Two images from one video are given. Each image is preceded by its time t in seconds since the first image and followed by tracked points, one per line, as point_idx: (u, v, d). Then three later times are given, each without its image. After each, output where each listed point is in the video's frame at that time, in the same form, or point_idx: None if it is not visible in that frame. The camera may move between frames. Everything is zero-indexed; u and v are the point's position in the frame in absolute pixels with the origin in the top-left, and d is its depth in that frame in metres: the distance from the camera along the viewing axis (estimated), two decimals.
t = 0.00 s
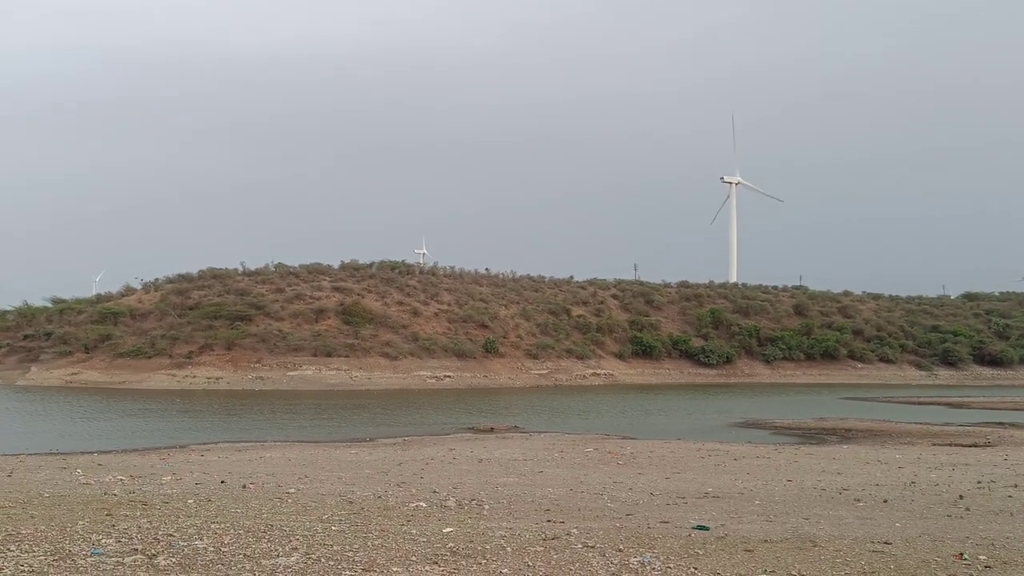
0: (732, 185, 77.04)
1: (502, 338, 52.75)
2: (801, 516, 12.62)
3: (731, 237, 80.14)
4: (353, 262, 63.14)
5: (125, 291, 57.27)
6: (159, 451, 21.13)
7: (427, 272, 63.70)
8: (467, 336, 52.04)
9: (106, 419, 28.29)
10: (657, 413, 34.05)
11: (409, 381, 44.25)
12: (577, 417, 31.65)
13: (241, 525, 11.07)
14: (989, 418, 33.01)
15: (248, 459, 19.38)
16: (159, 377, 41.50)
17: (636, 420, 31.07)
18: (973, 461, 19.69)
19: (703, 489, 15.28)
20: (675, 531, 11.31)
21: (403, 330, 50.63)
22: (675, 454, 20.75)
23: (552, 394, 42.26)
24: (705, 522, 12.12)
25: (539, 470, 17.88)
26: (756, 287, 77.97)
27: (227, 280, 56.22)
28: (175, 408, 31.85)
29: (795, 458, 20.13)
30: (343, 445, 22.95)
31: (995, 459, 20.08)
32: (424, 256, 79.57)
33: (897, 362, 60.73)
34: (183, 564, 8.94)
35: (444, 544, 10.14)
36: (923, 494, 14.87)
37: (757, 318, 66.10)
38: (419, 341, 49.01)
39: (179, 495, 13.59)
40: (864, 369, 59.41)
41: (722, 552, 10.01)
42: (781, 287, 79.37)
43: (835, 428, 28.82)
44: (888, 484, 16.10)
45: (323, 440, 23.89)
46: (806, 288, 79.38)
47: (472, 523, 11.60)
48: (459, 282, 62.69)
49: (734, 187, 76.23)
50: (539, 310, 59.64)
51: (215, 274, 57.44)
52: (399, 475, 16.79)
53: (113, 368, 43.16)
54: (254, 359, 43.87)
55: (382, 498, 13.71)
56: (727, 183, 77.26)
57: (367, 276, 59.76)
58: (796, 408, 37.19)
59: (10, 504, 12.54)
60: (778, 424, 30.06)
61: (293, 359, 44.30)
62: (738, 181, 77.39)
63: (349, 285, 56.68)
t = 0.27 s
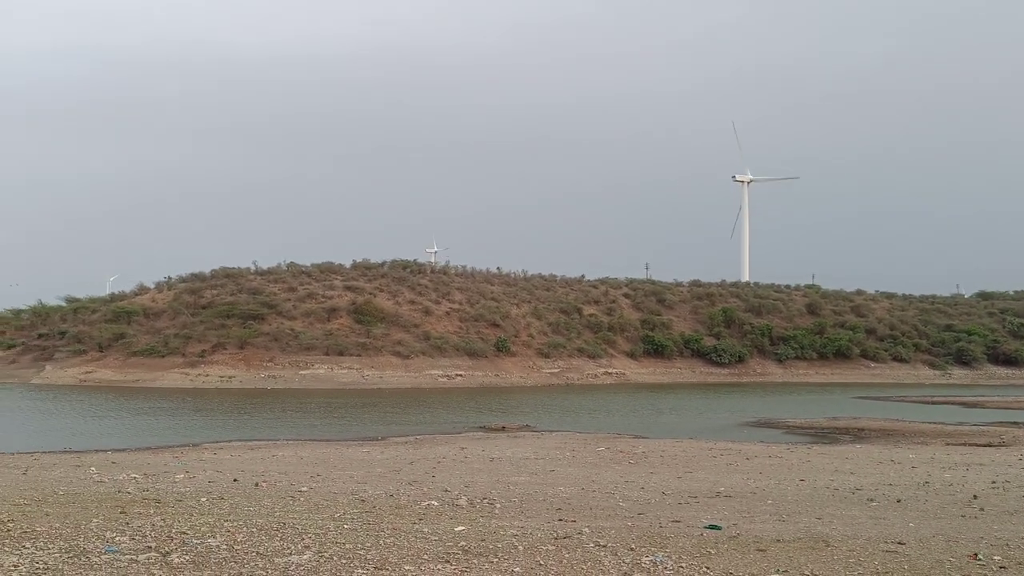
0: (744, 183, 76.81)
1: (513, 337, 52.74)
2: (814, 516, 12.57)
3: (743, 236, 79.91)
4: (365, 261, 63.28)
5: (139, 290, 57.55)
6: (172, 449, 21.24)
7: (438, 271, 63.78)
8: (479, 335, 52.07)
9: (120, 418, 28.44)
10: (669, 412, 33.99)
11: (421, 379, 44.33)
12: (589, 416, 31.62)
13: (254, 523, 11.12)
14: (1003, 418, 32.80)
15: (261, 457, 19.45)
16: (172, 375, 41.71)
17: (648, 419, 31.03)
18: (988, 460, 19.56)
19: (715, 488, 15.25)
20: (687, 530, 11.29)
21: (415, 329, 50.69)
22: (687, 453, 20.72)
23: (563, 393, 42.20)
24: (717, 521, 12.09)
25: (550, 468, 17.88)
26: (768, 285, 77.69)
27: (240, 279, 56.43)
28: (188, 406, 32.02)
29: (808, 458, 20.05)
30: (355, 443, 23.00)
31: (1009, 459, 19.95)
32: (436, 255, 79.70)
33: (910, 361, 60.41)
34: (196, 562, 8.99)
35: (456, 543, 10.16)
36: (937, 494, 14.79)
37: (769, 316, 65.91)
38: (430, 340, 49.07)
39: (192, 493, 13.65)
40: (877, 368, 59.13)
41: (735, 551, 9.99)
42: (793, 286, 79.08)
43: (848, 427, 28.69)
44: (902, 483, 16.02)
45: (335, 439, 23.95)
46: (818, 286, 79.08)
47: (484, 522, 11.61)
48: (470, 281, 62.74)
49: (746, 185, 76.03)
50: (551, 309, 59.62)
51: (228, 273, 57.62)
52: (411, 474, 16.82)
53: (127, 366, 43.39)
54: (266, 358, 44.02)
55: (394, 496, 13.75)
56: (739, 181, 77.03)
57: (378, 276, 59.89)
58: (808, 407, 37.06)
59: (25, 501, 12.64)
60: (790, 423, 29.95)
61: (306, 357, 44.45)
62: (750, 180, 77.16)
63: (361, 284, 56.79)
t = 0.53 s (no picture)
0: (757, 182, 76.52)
1: (526, 335, 52.73)
2: (827, 515, 12.52)
3: (756, 235, 79.61)
4: (377, 260, 63.39)
5: (153, 289, 57.85)
6: (186, 447, 21.33)
7: (450, 270, 63.84)
8: (491, 334, 52.08)
9: (134, 416, 28.60)
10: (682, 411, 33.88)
11: (433, 378, 44.37)
12: (601, 415, 31.57)
13: (267, 521, 11.16)
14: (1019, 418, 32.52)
15: (274, 456, 19.52)
16: (186, 374, 41.90)
17: (661, 418, 30.95)
18: (1004, 461, 19.40)
19: (728, 488, 15.20)
20: (700, 530, 11.26)
21: (427, 328, 50.75)
22: (700, 452, 20.65)
23: (575, 392, 42.17)
24: (730, 521, 12.05)
25: (563, 467, 17.86)
26: (781, 284, 77.38)
27: (253, 278, 56.64)
28: (201, 405, 32.18)
29: (821, 457, 19.95)
30: (367, 442, 23.04)
31: None
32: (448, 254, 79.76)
33: (924, 361, 60.04)
34: (210, 559, 9.03)
35: (468, 541, 10.16)
36: (952, 494, 14.70)
37: (783, 315, 65.66)
38: (442, 339, 49.12)
39: (207, 491, 13.72)
40: (892, 367, 58.81)
41: (748, 551, 9.95)
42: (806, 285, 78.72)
43: (861, 427, 28.52)
44: (917, 483, 15.93)
45: (347, 438, 24.00)
46: (831, 285, 78.69)
47: (497, 520, 11.61)
48: (482, 280, 62.77)
49: (758, 184, 75.76)
50: (563, 308, 59.58)
51: (241, 272, 57.85)
52: (423, 473, 16.83)
53: (141, 365, 43.64)
54: (279, 357, 44.18)
55: (407, 494, 13.76)
56: (751, 179, 76.74)
57: (391, 275, 60.01)
58: (821, 406, 36.89)
59: (42, 499, 12.73)
60: (804, 423, 29.80)
61: (319, 356, 44.59)
62: (763, 178, 76.87)
63: (373, 283, 56.91)
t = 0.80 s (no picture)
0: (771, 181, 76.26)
1: (539, 335, 52.70)
2: (842, 515, 12.46)
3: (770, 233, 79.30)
4: (390, 259, 63.52)
5: (167, 288, 58.16)
6: (201, 445, 21.43)
7: (463, 269, 63.91)
8: (504, 333, 52.10)
9: (149, 414, 28.75)
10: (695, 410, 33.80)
11: (447, 377, 44.43)
12: (614, 414, 31.53)
13: (282, 519, 11.20)
14: None
15: (288, 454, 19.60)
16: (200, 373, 42.11)
17: (674, 417, 30.86)
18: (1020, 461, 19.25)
19: (741, 487, 15.17)
20: (713, 529, 11.23)
21: (440, 327, 50.83)
22: (713, 452, 20.59)
23: (588, 391, 42.14)
24: (744, 520, 12.01)
25: (577, 466, 17.86)
26: (795, 283, 77.03)
27: (267, 277, 56.85)
28: (216, 403, 32.34)
29: (836, 457, 19.86)
30: (380, 441, 23.10)
31: None
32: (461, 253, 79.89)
33: (940, 360, 59.65)
34: (225, 557, 9.07)
35: (482, 540, 10.17)
36: (968, 494, 14.61)
37: (797, 315, 65.41)
38: (456, 338, 49.18)
39: (221, 489, 13.79)
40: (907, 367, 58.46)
41: (762, 551, 9.92)
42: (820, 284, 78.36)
43: (876, 427, 28.37)
44: (932, 483, 15.85)
45: (361, 437, 24.06)
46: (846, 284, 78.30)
47: (509, 519, 11.62)
48: (495, 279, 62.80)
49: (772, 182, 75.48)
50: (576, 307, 59.53)
51: (255, 271, 58.09)
52: (436, 472, 16.85)
53: (156, 364, 43.89)
54: (293, 355, 44.33)
55: (421, 493, 13.79)
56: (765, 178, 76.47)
57: (404, 274, 60.16)
58: (836, 406, 36.71)
59: (58, 496, 12.82)
60: (819, 422, 29.66)
61: (332, 355, 44.72)
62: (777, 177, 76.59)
63: (387, 282, 57.03)
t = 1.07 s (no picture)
0: (785, 179, 75.98)
1: (551, 334, 52.69)
2: (856, 516, 12.41)
3: (784, 232, 78.99)
4: (403, 259, 63.66)
5: (182, 288, 58.47)
6: (215, 444, 21.53)
7: (476, 269, 63.96)
8: (517, 332, 52.12)
9: (164, 413, 28.92)
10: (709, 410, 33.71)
11: (460, 376, 44.47)
12: (627, 414, 31.50)
13: (295, 518, 11.24)
14: None
15: (301, 453, 19.67)
16: (215, 372, 42.32)
17: (688, 417, 30.78)
18: None
19: (755, 487, 15.12)
20: (727, 529, 11.19)
21: (453, 326, 50.90)
22: (727, 451, 20.54)
23: (601, 391, 42.10)
24: (758, 520, 11.97)
25: (590, 466, 17.85)
26: (809, 282, 76.72)
27: (280, 277, 57.06)
28: (230, 402, 32.50)
29: (850, 457, 19.77)
30: (394, 440, 23.14)
31: None
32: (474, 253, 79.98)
33: (956, 359, 59.28)
34: (239, 555, 9.11)
35: (495, 539, 10.18)
36: (984, 494, 14.51)
37: (811, 314, 65.14)
38: (468, 337, 49.24)
39: (236, 488, 13.86)
40: (922, 366, 58.12)
41: (776, 551, 9.89)
42: (835, 283, 78.02)
43: (891, 426, 28.21)
44: (947, 483, 15.76)
45: (374, 436, 24.11)
46: (861, 284, 77.92)
47: (522, 519, 11.62)
48: (508, 278, 62.84)
49: (787, 181, 75.22)
50: (589, 306, 59.48)
51: (269, 271, 58.32)
52: (449, 471, 16.88)
53: (171, 363, 44.15)
54: (307, 355, 44.49)
55: (433, 492, 13.82)
56: (780, 177, 76.18)
57: (417, 273, 60.26)
58: (851, 406, 36.52)
59: (74, 495, 12.91)
60: (833, 422, 29.54)
61: (345, 354, 44.86)
62: (791, 176, 76.27)
63: (400, 282, 57.15)
